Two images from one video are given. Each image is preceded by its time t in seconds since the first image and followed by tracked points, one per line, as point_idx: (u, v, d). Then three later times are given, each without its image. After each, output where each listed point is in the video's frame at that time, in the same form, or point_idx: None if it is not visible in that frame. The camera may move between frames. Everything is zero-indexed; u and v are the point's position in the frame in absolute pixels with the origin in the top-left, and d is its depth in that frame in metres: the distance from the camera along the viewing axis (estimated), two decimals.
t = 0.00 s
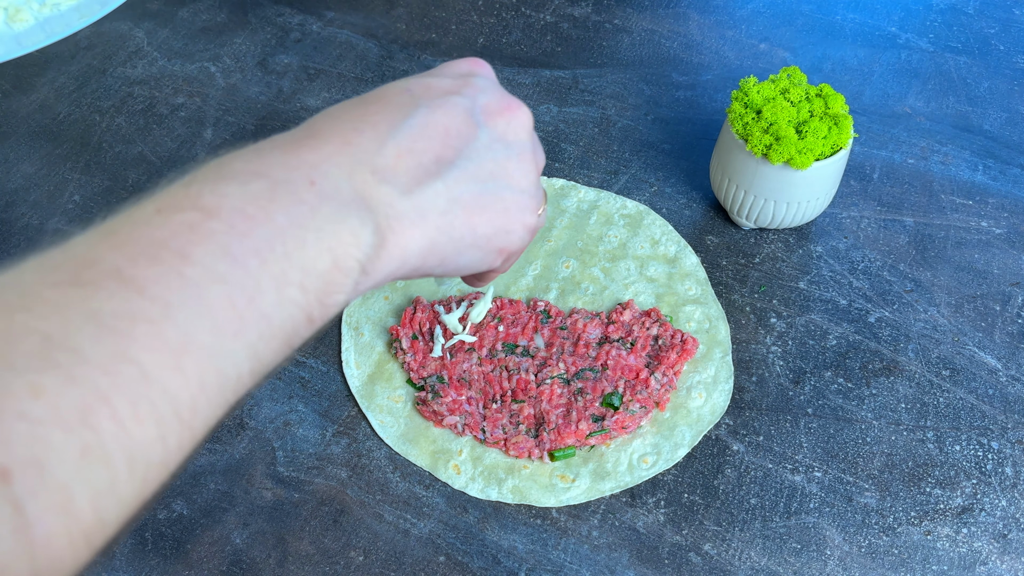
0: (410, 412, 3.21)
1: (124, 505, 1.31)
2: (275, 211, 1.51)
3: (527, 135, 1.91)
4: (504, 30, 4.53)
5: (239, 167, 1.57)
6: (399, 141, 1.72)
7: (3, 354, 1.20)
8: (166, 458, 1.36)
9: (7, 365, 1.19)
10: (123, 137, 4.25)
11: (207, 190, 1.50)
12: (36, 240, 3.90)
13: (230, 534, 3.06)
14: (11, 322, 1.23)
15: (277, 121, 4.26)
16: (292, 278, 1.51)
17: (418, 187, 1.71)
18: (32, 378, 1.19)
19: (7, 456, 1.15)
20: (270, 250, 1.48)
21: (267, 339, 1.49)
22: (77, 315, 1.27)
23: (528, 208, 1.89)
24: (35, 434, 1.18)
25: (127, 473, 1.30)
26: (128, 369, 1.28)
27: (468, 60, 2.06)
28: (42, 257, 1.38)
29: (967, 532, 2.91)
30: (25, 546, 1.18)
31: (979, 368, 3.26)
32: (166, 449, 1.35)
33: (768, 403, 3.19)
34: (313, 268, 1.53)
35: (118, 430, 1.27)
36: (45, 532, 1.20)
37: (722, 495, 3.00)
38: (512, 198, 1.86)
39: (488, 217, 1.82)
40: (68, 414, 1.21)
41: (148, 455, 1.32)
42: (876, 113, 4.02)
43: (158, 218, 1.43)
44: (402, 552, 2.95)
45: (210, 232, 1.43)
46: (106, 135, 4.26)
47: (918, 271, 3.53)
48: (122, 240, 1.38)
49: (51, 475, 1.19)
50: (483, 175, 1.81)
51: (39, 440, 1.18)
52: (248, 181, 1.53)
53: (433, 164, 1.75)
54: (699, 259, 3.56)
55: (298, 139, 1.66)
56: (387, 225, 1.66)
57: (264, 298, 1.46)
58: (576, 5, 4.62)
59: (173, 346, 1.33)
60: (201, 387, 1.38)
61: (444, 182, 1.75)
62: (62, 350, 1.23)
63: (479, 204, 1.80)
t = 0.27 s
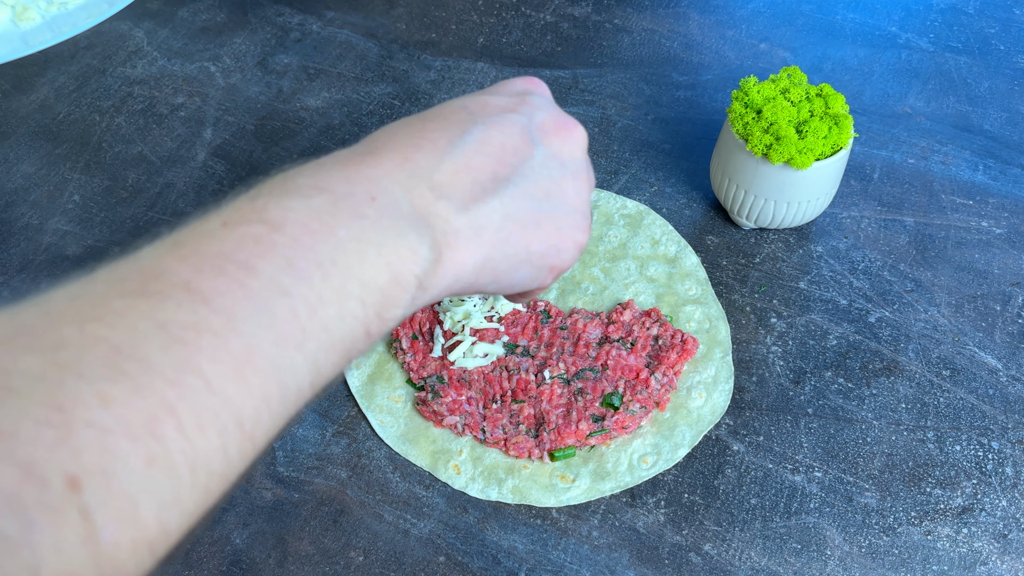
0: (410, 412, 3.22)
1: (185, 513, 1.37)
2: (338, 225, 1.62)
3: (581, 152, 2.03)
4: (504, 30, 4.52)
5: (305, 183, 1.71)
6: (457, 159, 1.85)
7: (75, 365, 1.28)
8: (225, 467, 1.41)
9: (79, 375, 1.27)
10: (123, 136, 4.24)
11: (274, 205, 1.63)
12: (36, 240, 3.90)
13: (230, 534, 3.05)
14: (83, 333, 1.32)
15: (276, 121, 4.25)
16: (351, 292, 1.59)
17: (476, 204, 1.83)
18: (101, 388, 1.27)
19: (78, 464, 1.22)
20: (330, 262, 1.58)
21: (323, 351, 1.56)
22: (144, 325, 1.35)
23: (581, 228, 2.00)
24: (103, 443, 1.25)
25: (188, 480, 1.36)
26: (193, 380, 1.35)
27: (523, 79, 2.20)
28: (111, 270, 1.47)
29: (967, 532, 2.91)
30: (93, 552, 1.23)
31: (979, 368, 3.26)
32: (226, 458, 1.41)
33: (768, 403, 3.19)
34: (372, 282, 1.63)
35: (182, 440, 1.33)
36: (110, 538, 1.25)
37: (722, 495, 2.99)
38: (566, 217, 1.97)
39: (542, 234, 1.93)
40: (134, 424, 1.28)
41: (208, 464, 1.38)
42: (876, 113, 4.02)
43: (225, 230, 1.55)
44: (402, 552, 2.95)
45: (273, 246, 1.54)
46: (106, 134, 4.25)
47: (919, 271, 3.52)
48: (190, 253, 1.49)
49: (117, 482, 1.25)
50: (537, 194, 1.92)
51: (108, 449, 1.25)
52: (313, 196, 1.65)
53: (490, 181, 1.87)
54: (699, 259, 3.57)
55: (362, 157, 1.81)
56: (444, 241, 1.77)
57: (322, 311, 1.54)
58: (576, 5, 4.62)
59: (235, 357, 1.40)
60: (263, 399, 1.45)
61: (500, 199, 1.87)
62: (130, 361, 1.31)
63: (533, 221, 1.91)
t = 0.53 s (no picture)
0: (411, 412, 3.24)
1: (250, 525, 1.34)
2: (404, 242, 1.64)
3: (631, 187, 2.01)
4: (504, 30, 4.52)
5: (371, 193, 1.72)
6: (517, 179, 1.85)
7: (153, 373, 1.28)
8: (290, 480, 1.39)
9: (156, 385, 1.27)
10: (123, 136, 4.24)
11: (344, 217, 1.64)
12: (36, 240, 3.89)
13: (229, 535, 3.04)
14: (159, 341, 1.32)
15: (276, 120, 4.25)
16: (413, 308, 1.60)
17: (533, 222, 1.85)
18: (179, 399, 1.27)
19: (155, 474, 1.21)
20: (394, 278, 1.59)
21: (385, 367, 1.56)
22: (219, 337, 1.36)
23: (622, 259, 2.01)
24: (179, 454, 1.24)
25: (256, 493, 1.33)
26: (264, 394, 1.35)
27: (576, 104, 2.18)
28: (183, 276, 1.48)
29: (967, 532, 2.91)
30: (166, 562, 1.20)
31: (979, 368, 3.26)
32: (292, 472, 1.38)
33: (768, 403, 3.18)
34: (434, 298, 1.64)
35: (252, 454, 1.32)
36: (181, 548, 1.23)
37: (722, 495, 2.99)
38: (610, 247, 1.98)
39: (588, 261, 1.95)
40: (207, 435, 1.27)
41: (275, 477, 1.36)
42: (876, 113, 4.02)
43: (298, 240, 1.57)
44: (402, 552, 2.94)
45: (345, 259, 1.56)
46: (106, 134, 4.25)
47: (919, 271, 3.52)
48: (264, 262, 1.51)
49: (193, 492, 1.24)
50: (589, 220, 1.94)
51: (184, 460, 1.24)
52: (381, 209, 1.68)
53: (547, 205, 1.88)
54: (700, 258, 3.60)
55: (426, 168, 1.81)
56: (501, 258, 1.79)
57: (386, 327, 1.55)
58: (576, 5, 4.62)
59: (304, 371, 1.41)
60: (329, 413, 1.44)
61: (554, 222, 1.89)
62: (205, 373, 1.31)
63: (583, 247, 1.93)
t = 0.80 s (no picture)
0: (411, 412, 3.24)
1: (307, 513, 1.30)
2: (449, 247, 1.65)
3: (672, 196, 2.14)
4: (504, 30, 4.52)
5: (418, 202, 1.74)
6: (560, 191, 1.91)
7: (220, 361, 1.27)
8: (345, 473, 1.36)
9: (224, 372, 1.26)
10: (122, 136, 4.24)
11: (393, 222, 1.65)
12: (35, 240, 3.89)
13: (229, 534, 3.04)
14: (226, 331, 1.31)
15: (276, 120, 4.24)
16: (456, 311, 1.60)
17: (573, 235, 1.90)
18: (244, 387, 1.26)
19: (222, 456, 1.19)
20: (440, 283, 1.59)
21: (430, 366, 1.54)
22: (281, 331, 1.35)
23: (661, 267, 2.15)
24: (247, 439, 1.22)
25: (313, 481, 1.30)
26: (323, 385, 1.33)
27: (622, 113, 2.27)
28: (244, 275, 1.47)
29: (967, 532, 2.91)
30: (232, 544, 1.17)
31: (980, 368, 3.26)
32: (345, 462, 1.35)
33: (768, 403, 3.18)
34: (475, 303, 1.64)
35: (312, 443, 1.29)
36: (247, 531, 1.20)
37: (722, 495, 2.99)
38: (649, 257, 2.11)
39: (627, 271, 2.06)
40: (272, 423, 1.26)
41: (332, 468, 1.33)
42: (876, 113, 4.01)
43: (351, 243, 1.57)
44: (402, 552, 2.93)
45: (394, 262, 1.56)
46: (105, 134, 4.25)
47: (919, 271, 3.52)
48: (320, 263, 1.50)
49: (260, 477, 1.22)
50: (629, 232, 2.04)
51: (249, 446, 1.22)
52: (426, 217, 1.69)
53: (588, 216, 1.95)
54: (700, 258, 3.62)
55: (470, 177, 1.86)
56: (538, 268, 1.81)
57: (431, 328, 1.55)
58: (576, 4, 4.61)
59: (359, 367, 1.40)
60: (380, 409, 1.42)
61: (593, 232, 1.95)
62: (270, 364, 1.30)
63: (621, 257, 2.02)
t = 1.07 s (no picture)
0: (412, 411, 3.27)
1: (358, 488, 1.37)
2: (492, 238, 1.72)
3: (705, 202, 2.13)
4: (504, 29, 4.51)
5: (463, 192, 1.83)
6: (595, 187, 1.97)
7: (279, 340, 1.35)
8: (393, 448, 1.44)
9: (283, 350, 1.33)
10: (122, 136, 4.23)
11: (439, 212, 1.74)
12: (35, 240, 3.88)
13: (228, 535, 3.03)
14: (284, 310, 1.40)
15: (276, 120, 4.24)
16: (499, 300, 1.68)
17: (608, 230, 1.94)
18: (301, 365, 1.33)
19: (281, 430, 1.26)
20: (484, 271, 1.67)
21: (473, 350, 1.62)
22: (335, 312, 1.43)
23: (690, 272, 2.13)
24: (303, 414, 1.29)
25: (363, 457, 1.37)
26: (374, 366, 1.41)
27: (658, 122, 2.31)
28: (300, 257, 1.56)
29: (968, 532, 2.90)
30: (287, 514, 1.24)
31: (980, 368, 3.25)
32: (393, 440, 1.43)
33: (768, 403, 3.18)
34: (515, 292, 1.71)
35: (363, 420, 1.37)
36: (302, 503, 1.27)
37: (722, 495, 2.98)
38: (679, 259, 2.09)
39: (657, 271, 2.05)
40: (327, 400, 1.33)
41: (379, 445, 1.40)
42: (877, 113, 4.01)
43: (399, 229, 1.66)
44: (402, 552, 2.93)
45: (440, 249, 1.64)
46: (105, 134, 4.24)
47: (920, 271, 3.51)
48: (371, 248, 1.58)
49: (314, 450, 1.29)
50: (660, 232, 2.03)
51: (306, 421, 1.29)
52: (471, 208, 1.77)
53: (622, 213, 1.98)
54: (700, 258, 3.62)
55: (511, 171, 1.93)
56: (576, 260, 1.86)
57: (476, 315, 1.63)
58: (576, 4, 4.61)
59: (407, 349, 1.47)
60: (425, 390, 1.50)
61: (628, 230, 1.97)
62: (326, 343, 1.37)
63: (653, 256, 2.02)
